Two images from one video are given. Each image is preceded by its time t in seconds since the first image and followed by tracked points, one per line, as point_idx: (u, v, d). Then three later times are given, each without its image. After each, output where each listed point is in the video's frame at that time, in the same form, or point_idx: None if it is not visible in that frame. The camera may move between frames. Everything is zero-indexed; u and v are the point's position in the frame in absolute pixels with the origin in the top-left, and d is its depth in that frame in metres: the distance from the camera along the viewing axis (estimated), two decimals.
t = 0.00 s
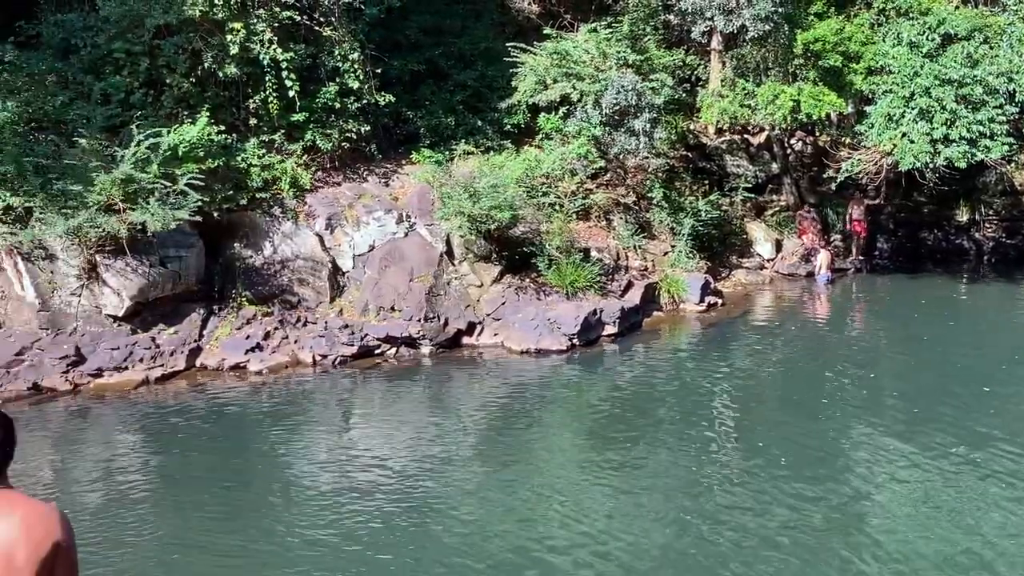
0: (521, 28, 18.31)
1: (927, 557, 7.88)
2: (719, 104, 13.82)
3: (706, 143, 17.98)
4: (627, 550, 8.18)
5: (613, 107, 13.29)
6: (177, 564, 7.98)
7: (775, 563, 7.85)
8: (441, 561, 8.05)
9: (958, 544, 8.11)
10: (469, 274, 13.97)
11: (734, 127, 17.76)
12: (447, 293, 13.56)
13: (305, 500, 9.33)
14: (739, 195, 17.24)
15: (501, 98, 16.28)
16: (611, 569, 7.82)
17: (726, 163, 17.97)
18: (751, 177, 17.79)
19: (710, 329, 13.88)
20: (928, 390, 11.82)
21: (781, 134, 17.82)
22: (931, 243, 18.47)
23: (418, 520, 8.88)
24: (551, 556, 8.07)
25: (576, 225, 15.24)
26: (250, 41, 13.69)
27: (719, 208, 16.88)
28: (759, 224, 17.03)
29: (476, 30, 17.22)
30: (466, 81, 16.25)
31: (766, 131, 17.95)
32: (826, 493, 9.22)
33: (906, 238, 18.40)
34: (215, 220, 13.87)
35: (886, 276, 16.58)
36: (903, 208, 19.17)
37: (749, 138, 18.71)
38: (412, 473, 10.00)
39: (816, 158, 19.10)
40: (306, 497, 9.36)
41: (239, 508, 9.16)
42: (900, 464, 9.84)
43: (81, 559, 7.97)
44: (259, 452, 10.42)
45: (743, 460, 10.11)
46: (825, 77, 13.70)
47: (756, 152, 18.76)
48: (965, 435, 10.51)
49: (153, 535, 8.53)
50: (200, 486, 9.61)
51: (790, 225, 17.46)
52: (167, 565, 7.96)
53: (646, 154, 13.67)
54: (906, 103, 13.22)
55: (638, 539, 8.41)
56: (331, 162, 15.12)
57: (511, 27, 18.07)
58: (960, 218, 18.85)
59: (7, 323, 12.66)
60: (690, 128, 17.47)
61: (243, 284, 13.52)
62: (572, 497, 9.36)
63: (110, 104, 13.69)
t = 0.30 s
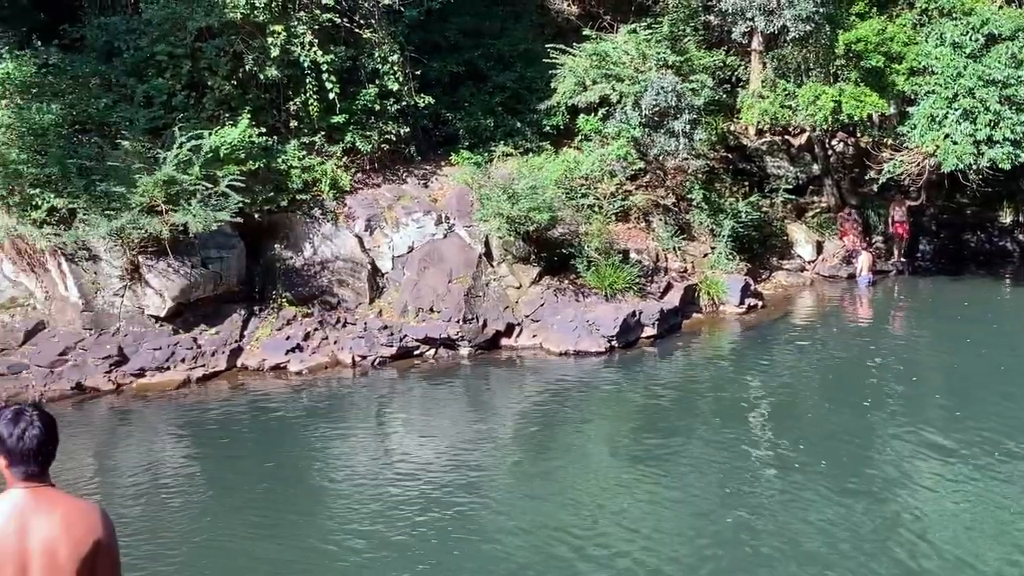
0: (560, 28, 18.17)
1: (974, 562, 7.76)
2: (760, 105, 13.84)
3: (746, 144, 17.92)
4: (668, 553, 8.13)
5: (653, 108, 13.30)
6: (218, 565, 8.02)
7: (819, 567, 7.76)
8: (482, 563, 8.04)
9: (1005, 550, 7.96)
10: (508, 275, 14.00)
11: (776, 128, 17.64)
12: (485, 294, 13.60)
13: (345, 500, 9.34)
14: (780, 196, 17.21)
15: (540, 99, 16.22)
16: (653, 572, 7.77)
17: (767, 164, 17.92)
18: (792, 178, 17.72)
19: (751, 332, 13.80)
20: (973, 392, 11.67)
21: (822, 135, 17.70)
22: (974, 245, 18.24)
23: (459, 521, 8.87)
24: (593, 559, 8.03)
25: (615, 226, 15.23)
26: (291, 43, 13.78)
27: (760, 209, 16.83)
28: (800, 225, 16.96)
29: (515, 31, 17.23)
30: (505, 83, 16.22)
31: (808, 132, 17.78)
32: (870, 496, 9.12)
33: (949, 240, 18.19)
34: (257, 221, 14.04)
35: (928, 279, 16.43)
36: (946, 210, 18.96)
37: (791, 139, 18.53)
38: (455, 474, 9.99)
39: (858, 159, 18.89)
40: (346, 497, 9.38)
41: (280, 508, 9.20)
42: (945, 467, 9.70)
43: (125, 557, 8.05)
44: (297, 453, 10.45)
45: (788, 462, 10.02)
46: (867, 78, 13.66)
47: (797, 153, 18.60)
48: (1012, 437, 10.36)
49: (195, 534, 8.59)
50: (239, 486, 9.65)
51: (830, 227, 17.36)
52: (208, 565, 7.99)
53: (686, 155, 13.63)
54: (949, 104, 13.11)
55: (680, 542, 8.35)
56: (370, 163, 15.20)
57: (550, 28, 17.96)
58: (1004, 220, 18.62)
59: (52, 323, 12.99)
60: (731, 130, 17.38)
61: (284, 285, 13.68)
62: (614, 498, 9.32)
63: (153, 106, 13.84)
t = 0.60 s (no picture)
0: (598, 29, 18.21)
1: None
2: (800, 105, 13.94)
3: (786, 145, 17.72)
4: (712, 551, 8.03)
5: (691, 109, 13.33)
6: (259, 563, 8.01)
7: (867, 566, 7.62)
8: (523, 561, 7.97)
9: None
10: (545, 276, 13.97)
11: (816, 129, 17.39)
12: (523, 295, 13.61)
13: (385, 500, 9.33)
14: (819, 197, 17.18)
15: (578, 100, 16.18)
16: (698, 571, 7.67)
17: (807, 165, 17.81)
18: (831, 179, 17.66)
19: (791, 333, 13.71)
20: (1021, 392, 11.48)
21: (863, 135, 17.55)
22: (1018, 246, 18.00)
23: (500, 520, 8.81)
24: (636, 558, 7.94)
25: (654, 227, 15.23)
26: (330, 45, 13.85)
27: (799, 210, 16.80)
28: (839, 227, 16.89)
29: (553, 32, 17.32)
30: (543, 84, 16.22)
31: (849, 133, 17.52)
32: (916, 495, 8.98)
33: (992, 241, 18.00)
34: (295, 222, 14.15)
35: (970, 280, 16.27)
36: (990, 211, 18.65)
37: (831, 139, 18.16)
38: (496, 474, 9.95)
39: (899, 160, 18.60)
40: (386, 497, 9.38)
41: (319, 506, 9.19)
42: (993, 466, 9.52)
43: (167, 554, 8.07)
44: (335, 453, 10.45)
45: (833, 461, 9.89)
46: (908, 78, 13.66)
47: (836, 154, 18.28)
48: None
49: (236, 532, 8.61)
50: (280, 484, 9.66)
51: (871, 228, 17.26)
52: (248, 562, 8.01)
53: (725, 155, 13.63)
54: (991, 104, 13.05)
55: (723, 540, 8.25)
56: (409, 164, 15.30)
57: (588, 29, 18.03)
58: None
59: (94, 324, 13.02)
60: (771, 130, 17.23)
61: (323, 285, 13.74)
62: (657, 497, 9.24)
63: (193, 108, 13.94)
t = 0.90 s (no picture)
0: (636, 30, 18.30)
1: None
2: (840, 104, 14.09)
3: (824, 145, 17.36)
4: (758, 550, 7.81)
5: (729, 109, 13.48)
6: (295, 560, 7.86)
7: (915, 561, 7.46)
8: (565, 559, 7.77)
9: None
10: (583, 277, 13.99)
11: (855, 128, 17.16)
12: (561, 296, 13.61)
13: (424, 497, 9.20)
14: (860, 198, 17.02)
15: (615, 101, 16.20)
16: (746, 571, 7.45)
17: (846, 165, 17.53)
18: (871, 179, 17.43)
19: (830, 334, 13.64)
20: None
21: (903, 136, 17.48)
22: None
23: (540, 518, 8.63)
24: (681, 557, 7.73)
25: (692, 228, 15.26)
26: (368, 47, 13.97)
27: (839, 210, 16.75)
28: (879, 227, 16.82)
29: (591, 33, 17.36)
30: (580, 85, 16.27)
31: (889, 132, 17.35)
32: (963, 491, 8.82)
33: None
34: (334, 223, 14.31)
35: (1010, 281, 16.12)
36: None
37: (870, 138, 18.00)
38: (537, 472, 9.81)
39: (939, 160, 18.41)
40: (424, 494, 9.27)
41: (356, 505, 9.06)
42: None
43: (204, 550, 7.97)
44: (371, 451, 10.37)
45: (880, 459, 9.68)
46: (949, 79, 13.71)
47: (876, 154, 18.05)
48: None
49: (272, 529, 8.48)
50: (319, 478, 9.67)
51: (910, 228, 17.17)
52: (288, 552, 8.00)
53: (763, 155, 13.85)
54: None
55: (770, 540, 8.01)
56: (447, 165, 15.44)
57: (626, 30, 18.12)
58: None
59: (136, 323, 13.08)
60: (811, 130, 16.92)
61: (361, 286, 13.84)
62: (699, 494, 9.05)
63: (233, 110, 14.10)
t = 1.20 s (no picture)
0: (672, 30, 18.35)
1: None
2: (879, 104, 13.94)
3: (864, 144, 17.33)
4: (801, 553, 7.63)
5: (767, 108, 13.52)
6: (329, 560, 7.76)
7: (963, 562, 7.33)
8: (604, 560, 7.64)
9: None
10: (619, 277, 13.97)
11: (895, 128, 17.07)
12: (596, 297, 13.59)
13: (461, 498, 9.10)
14: (899, 198, 16.88)
15: (652, 100, 16.18)
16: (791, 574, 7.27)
17: (885, 165, 17.40)
18: (911, 179, 17.32)
19: (870, 335, 13.51)
20: None
21: (943, 136, 17.49)
22: None
23: (579, 520, 8.50)
24: (724, 559, 7.57)
25: (729, 228, 15.23)
26: (405, 48, 14.04)
27: (878, 210, 16.63)
28: (918, 228, 16.69)
29: (628, 32, 17.32)
30: (617, 84, 16.25)
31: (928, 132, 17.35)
32: (1010, 492, 8.66)
33: None
34: (371, 223, 14.40)
35: None
36: None
37: (909, 138, 17.97)
38: (576, 472, 9.70)
39: (979, 159, 18.38)
40: (461, 494, 9.17)
41: (392, 506, 8.96)
42: None
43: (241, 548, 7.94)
44: (406, 452, 10.30)
45: (926, 460, 9.49)
46: (989, 78, 13.67)
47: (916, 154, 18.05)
48: None
49: (307, 528, 8.39)
50: (358, 476, 9.67)
51: (950, 228, 17.04)
52: (327, 549, 7.99)
53: (801, 155, 13.89)
54: None
55: (813, 543, 7.83)
56: (483, 165, 15.51)
57: (663, 29, 18.15)
58: None
59: (174, 323, 13.15)
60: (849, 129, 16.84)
61: (397, 286, 13.96)
62: (742, 496, 8.89)
63: (271, 111, 14.20)
